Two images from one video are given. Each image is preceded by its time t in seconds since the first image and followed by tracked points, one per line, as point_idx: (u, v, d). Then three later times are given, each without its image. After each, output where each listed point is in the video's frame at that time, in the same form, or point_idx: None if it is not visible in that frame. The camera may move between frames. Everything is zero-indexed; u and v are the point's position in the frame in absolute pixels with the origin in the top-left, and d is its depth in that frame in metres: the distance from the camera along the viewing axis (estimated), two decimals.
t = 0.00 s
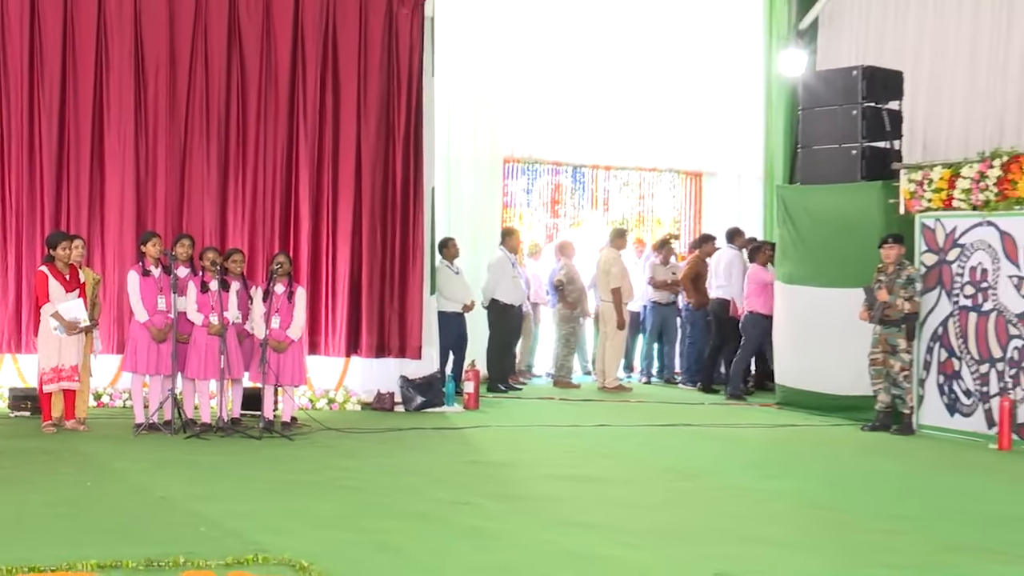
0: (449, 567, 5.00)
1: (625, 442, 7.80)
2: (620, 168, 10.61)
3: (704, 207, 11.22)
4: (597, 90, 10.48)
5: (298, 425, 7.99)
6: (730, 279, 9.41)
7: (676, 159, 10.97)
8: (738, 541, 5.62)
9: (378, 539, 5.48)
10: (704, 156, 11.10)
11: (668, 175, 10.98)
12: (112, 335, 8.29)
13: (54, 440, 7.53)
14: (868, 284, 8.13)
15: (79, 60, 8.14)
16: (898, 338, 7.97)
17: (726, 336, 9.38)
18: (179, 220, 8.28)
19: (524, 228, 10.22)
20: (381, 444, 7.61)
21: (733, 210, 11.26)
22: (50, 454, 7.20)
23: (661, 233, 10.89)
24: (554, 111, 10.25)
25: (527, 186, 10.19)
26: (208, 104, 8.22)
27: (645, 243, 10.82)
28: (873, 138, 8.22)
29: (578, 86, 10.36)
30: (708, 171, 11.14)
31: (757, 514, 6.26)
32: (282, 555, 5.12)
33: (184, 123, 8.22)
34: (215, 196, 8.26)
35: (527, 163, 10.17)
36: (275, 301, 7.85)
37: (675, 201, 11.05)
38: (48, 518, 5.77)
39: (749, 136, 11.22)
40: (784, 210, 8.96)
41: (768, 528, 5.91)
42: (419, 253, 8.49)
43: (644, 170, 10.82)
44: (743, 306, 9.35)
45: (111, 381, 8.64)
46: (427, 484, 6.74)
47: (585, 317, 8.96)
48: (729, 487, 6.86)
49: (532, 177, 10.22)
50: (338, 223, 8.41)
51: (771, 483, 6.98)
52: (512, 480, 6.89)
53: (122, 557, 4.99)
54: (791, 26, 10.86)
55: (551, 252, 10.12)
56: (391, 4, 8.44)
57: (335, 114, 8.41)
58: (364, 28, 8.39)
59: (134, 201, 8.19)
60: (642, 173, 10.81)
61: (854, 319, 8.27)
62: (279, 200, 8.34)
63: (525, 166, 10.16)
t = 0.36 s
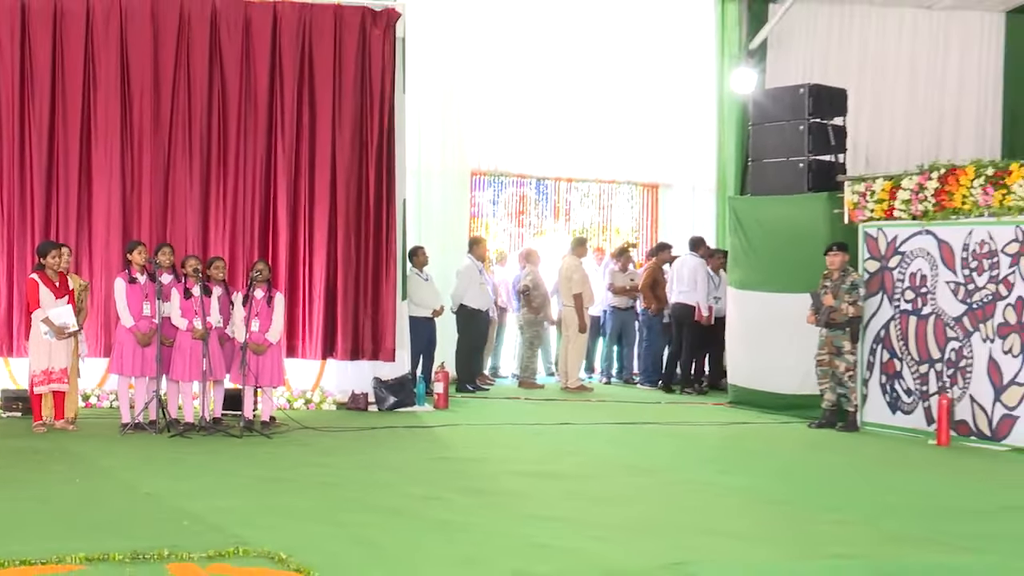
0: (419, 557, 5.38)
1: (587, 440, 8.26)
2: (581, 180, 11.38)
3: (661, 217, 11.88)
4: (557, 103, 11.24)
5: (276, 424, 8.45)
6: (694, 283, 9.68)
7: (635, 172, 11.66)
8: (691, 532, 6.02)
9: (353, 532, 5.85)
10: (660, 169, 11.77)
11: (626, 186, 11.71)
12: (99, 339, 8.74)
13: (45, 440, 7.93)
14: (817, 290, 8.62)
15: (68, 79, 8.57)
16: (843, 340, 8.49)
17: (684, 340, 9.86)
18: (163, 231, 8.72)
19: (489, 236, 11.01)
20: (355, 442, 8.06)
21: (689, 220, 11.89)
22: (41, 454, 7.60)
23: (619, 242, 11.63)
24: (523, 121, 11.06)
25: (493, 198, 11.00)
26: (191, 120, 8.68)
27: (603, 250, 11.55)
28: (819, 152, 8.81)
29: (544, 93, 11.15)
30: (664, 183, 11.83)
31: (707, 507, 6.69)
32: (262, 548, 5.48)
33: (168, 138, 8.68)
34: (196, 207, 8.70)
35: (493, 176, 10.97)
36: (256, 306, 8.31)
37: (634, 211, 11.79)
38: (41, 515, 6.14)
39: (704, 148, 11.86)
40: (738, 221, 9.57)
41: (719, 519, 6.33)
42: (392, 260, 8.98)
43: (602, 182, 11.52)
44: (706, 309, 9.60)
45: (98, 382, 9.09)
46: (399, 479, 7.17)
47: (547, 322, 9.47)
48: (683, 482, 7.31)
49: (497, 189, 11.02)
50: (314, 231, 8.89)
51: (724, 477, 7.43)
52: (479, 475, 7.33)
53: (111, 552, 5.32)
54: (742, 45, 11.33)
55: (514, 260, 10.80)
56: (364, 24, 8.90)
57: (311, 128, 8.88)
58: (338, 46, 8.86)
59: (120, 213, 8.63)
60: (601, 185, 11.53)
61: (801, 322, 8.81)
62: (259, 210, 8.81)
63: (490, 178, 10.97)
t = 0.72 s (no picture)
0: (395, 544, 5.80)
1: (557, 436, 8.77)
2: (553, 190, 12.06)
3: (628, 224, 12.62)
4: (532, 116, 11.82)
5: (264, 421, 8.95)
6: (660, 288, 10.29)
7: (603, 184, 12.33)
8: (651, 520, 6.47)
9: (334, 522, 6.28)
10: (627, 180, 12.42)
11: (595, 197, 12.40)
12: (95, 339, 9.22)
13: (44, 435, 8.39)
14: (775, 294, 9.16)
15: (66, 92, 9.04)
16: (799, 342, 8.99)
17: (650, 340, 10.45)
18: (156, 236, 9.20)
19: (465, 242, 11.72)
20: (338, 438, 8.56)
21: (654, 224, 12.61)
22: (40, 448, 8.06)
23: (588, 249, 12.38)
24: (499, 132, 11.64)
25: (469, 207, 11.65)
26: (183, 132, 9.16)
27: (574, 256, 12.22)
28: (776, 163, 9.49)
29: (519, 105, 11.72)
30: (631, 194, 12.52)
31: (666, 496, 7.19)
32: (249, 537, 5.89)
33: (161, 149, 9.14)
34: (188, 214, 9.18)
35: (471, 186, 11.61)
36: (244, 308, 8.79)
37: (603, 219, 12.50)
38: (43, 505, 6.59)
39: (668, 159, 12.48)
40: (699, 229, 10.15)
41: (676, 509, 6.81)
42: (374, 265, 9.47)
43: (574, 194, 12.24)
44: (672, 313, 10.18)
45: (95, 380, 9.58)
46: (379, 472, 7.65)
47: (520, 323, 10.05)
48: (645, 474, 7.81)
49: (473, 199, 11.66)
50: (300, 238, 9.38)
51: (684, 470, 7.94)
52: (454, 468, 7.82)
53: (107, 541, 5.71)
54: (704, 64, 11.97)
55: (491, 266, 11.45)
56: (347, 41, 9.39)
57: (297, 140, 9.37)
58: (323, 61, 9.35)
59: (115, 220, 9.09)
60: (572, 195, 12.24)
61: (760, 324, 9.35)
62: (248, 217, 9.31)
63: (467, 189, 11.60)
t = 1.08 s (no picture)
0: (375, 530, 6.25)
1: (531, 430, 9.31)
2: (527, 199, 12.78)
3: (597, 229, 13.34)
4: (507, 128, 12.46)
5: (254, 419, 9.46)
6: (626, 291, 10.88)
7: (574, 192, 13.02)
8: (615, 506, 6.95)
9: (319, 511, 6.73)
10: (596, 188, 13.09)
11: (567, 205, 13.14)
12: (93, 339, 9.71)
13: (45, 431, 8.86)
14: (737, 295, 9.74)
15: (65, 105, 9.52)
16: (758, 341, 9.57)
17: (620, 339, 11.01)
18: (151, 242, 9.71)
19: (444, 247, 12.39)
20: (325, 433, 9.07)
21: (622, 230, 13.24)
22: (42, 444, 8.53)
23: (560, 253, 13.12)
24: (477, 142, 12.25)
25: (449, 215, 12.31)
26: (177, 143, 9.68)
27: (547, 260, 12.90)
28: (737, 172, 10.17)
29: (496, 117, 12.35)
30: (600, 202, 13.22)
31: (631, 485, 7.71)
32: (240, 528, 6.20)
33: (156, 159, 9.66)
34: (181, 221, 9.69)
35: (449, 195, 12.25)
36: (235, 311, 9.29)
37: (572, 225, 13.25)
38: (48, 496, 7.05)
39: (638, 168, 13.09)
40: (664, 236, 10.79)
41: (640, 496, 7.32)
42: (358, 270, 10.01)
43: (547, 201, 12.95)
44: (638, 313, 10.75)
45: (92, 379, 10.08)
46: (363, 466, 8.15)
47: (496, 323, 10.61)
48: (613, 465, 8.33)
49: (452, 206, 12.31)
50: (288, 244, 9.92)
51: (650, 462, 8.47)
52: (433, 462, 8.33)
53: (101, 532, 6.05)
54: (669, 79, 12.70)
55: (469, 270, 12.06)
56: (332, 58, 9.94)
57: (285, 151, 9.93)
58: (309, 77, 9.90)
59: (112, 226, 9.59)
60: (545, 203, 12.96)
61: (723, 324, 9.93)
62: (239, 224, 9.84)
63: (446, 198, 12.24)
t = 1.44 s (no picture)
0: (357, 518, 6.76)
1: (506, 425, 9.87)
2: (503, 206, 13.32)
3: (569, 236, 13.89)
4: (485, 138, 13.07)
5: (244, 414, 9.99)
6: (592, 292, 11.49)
7: (548, 201, 13.60)
8: (581, 495, 7.48)
9: (306, 501, 7.24)
10: (568, 196, 13.68)
11: (541, 212, 13.66)
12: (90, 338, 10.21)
13: (46, 425, 9.34)
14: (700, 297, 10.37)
15: (66, 115, 10.02)
16: (721, 340, 10.20)
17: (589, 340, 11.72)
18: (147, 244, 10.23)
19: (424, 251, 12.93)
20: (311, 427, 9.62)
21: (593, 239, 13.86)
22: (44, 437, 9.02)
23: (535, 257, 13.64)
24: (456, 151, 12.84)
25: (428, 221, 12.81)
26: (172, 151, 10.23)
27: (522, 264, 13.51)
28: (700, 181, 10.82)
29: (474, 128, 12.97)
30: (573, 208, 13.78)
31: (598, 475, 8.26)
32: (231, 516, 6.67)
33: (152, 166, 10.20)
34: (175, 225, 10.23)
35: (429, 203, 12.76)
36: (226, 313, 9.88)
37: (546, 231, 13.77)
38: (52, 485, 7.53)
39: (609, 175, 13.72)
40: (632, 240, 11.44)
41: (606, 486, 7.87)
42: (343, 273, 10.56)
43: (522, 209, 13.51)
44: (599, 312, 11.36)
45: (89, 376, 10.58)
46: (348, 459, 8.69)
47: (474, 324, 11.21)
48: (583, 458, 8.89)
49: (432, 213, 12.82)
50: (276, 248, 10.47)
51: (616, 454, 9.04)
52: (413, 455, 8.87)
53: (102, 519, 6.52)
54: (636, 93, 13.54)
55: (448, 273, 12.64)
56: (319, 73, 10.52)
57: (274, 160, 10.51)
58: (297, 91, 10.47)
59: (109, 230, 10.08)
60: (520, 210, 13.49)
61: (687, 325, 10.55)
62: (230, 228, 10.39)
63: (427, 204, 12.75)
